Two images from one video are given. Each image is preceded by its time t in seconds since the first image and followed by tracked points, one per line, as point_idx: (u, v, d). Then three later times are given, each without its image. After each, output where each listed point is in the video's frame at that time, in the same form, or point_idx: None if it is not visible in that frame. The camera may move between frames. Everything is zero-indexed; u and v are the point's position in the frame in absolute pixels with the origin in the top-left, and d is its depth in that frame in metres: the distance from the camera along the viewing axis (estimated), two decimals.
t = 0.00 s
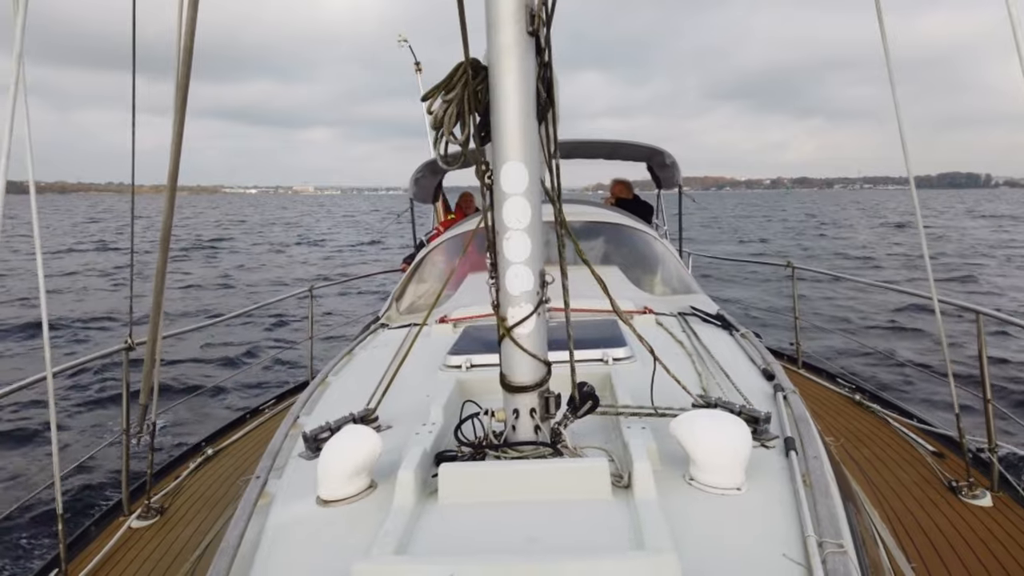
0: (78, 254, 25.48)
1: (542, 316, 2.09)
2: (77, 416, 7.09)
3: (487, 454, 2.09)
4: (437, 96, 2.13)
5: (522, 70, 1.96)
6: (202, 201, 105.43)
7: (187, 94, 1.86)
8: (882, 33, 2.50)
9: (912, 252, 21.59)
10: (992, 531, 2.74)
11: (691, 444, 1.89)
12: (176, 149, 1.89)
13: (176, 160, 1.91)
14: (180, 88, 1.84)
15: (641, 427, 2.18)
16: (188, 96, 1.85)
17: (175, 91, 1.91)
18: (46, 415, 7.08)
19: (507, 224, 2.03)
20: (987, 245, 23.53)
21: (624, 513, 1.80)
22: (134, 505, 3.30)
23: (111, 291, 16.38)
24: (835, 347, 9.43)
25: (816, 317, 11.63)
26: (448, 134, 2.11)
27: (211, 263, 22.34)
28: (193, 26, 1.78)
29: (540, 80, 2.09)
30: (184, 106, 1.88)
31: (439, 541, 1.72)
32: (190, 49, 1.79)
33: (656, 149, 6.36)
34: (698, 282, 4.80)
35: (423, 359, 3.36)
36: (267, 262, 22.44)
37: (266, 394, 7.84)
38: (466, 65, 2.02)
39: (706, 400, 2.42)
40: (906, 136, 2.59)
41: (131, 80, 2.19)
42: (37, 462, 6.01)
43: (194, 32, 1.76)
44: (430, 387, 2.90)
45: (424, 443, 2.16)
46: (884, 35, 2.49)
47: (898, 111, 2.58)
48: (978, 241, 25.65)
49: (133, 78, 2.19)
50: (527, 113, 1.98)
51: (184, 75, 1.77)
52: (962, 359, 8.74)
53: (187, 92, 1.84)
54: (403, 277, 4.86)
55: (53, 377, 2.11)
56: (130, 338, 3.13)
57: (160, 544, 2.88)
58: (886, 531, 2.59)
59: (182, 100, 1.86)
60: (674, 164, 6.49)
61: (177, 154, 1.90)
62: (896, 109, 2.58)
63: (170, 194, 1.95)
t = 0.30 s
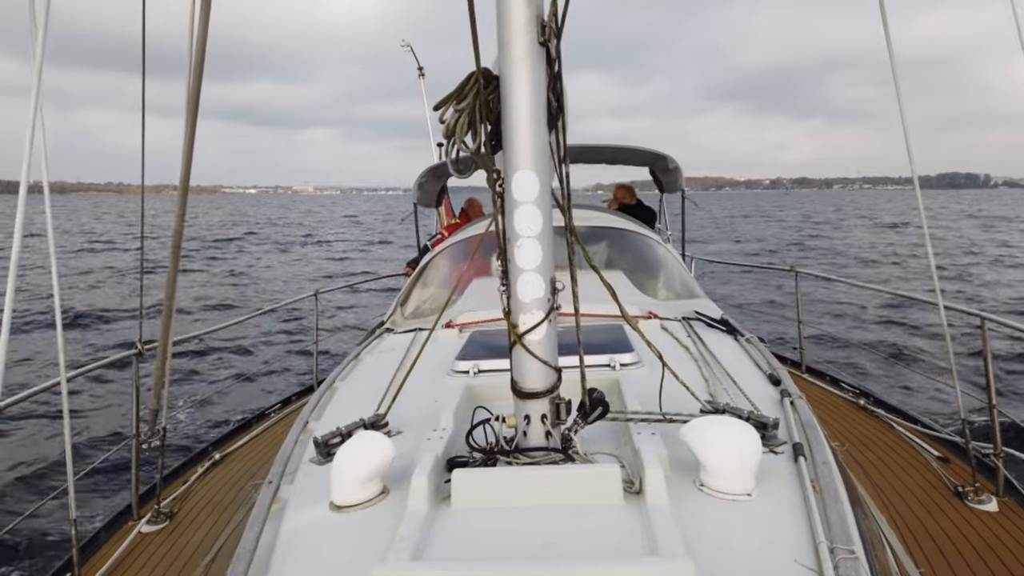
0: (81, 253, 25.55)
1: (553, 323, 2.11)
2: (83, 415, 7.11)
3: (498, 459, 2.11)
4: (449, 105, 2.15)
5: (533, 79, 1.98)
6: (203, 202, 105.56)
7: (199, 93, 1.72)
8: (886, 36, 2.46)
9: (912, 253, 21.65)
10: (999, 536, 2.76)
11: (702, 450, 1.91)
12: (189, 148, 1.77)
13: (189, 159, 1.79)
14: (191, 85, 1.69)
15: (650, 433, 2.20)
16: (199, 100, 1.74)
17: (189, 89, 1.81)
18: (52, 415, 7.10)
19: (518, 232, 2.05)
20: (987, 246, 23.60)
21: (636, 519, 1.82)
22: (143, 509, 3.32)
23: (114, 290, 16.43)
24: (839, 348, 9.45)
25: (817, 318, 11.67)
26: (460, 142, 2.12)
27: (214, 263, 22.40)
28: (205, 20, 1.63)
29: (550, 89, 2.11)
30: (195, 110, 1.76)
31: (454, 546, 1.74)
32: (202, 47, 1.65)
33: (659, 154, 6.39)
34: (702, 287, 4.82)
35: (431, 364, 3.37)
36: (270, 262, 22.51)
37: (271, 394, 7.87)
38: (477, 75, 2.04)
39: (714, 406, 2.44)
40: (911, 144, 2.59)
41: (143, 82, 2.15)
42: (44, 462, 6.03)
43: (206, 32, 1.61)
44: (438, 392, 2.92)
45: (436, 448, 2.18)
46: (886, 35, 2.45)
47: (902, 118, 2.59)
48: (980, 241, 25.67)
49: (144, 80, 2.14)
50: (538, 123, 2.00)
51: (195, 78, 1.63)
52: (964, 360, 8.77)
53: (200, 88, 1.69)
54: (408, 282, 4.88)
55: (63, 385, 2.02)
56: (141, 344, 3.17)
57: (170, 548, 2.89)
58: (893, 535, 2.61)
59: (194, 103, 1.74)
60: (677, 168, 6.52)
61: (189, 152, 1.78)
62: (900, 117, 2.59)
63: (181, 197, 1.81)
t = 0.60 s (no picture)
0: (87, 255, 25.64)
1: (563, 330, 2.10)
2: (90, 418, 7.13)
3: (508, 466, 2.11)
4: (460, 111, 2.15)
5: (545, 86, 1.98)
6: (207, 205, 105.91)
7: (209, 101, 1.86)
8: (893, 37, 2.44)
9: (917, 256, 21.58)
10: (1010, 544, 2.74)
11: (714, 458, 1.90)
12: (197, 149, 1.86)
13: (198, 161, 1.88)
14: (203, 94, 1.84)
15: (661, 441, 2.20)
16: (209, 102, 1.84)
17: (197, 98, 1.92)
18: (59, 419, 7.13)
19: (529, 238, 2.05)
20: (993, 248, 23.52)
21: (648, 527, 1.81)
22: (150, 514, 3.32)
23: (120, 293, 16.48)
24: (845, 351, 9.42)
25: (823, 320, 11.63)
26: (471, 148, 2.13)
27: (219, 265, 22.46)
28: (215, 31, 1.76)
29: (561, 96, 2.11)
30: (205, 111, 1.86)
31: (464, 554, 1.73)
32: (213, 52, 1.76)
33: (665, 159, 6.40)
34: (708, 292, 4.81)
35: (438, 369, 3.37)
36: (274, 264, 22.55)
37: (277, 396, 7.87)
38: (488, 81, 2.05)
39: (724, 412, 2.43)
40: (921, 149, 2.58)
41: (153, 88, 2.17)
42: (51, 466, 6.05)
43: (216, 39, 1.74)
44: (447, 397, 2.92)
45: (446, 455, 2.17)
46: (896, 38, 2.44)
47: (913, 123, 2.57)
48: (986, 244, 25.58)
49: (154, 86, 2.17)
50: (549, 129, 2.00)
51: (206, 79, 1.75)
52: (972, 361, 8.73)
53: (210, 97, 1.83)
54: (413, 287, 4.88)
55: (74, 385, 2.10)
56: (148, 349, 3.11)
57: (178, 553, 2.89)
58: (904, 543, 2.60)
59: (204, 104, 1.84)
60: (683, 173, 6.52)
61: (198, 156, 1.87)
62: (911, 121, 2.58)
63: (191, 199, 1.94)
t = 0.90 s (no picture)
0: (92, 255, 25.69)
1: (566, 326, 2.08)
2: (92, 416, 7.13)
3: (510, 463, 2.09)
4: (462, 105, 2.13)
5: (547, 80, 1.96)
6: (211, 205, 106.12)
7: (210, 98, 1.85)
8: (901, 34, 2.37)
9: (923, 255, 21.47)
10: (1017, 543, 2.71)
11: (717, 455, 1.88)
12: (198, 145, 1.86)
13: (199, 159, 1.88)
14: (203, 91, 1.82)
15: (664, 438, 2.18)
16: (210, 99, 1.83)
17: (197, 95, 1.91)
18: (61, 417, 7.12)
19: (532, 233, 2.03)
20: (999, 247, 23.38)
21: (651, 525, 1.79)
22: (152, 511, 3.31)
23: (124, 292, 16.49)
24: (851, 349, 9.37)
25: (828, 319, 11.57)
26: (473, 143, 2.11)
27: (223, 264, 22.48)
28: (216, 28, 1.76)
29: (564, 90, 2.09)
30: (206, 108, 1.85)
31: (465, 552, 1.72)
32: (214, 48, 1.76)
33: (669, 157, 6.36)
34: (712, 290, 4.78)
35: (439, 367, 3.35)
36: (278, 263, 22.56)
37: (279, 394, 7.86)
38: (491, 75, 2.03)
39: (728, 410, 2.41)
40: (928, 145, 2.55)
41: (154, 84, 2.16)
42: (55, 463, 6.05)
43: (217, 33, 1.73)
44: (449, 394, 2.90)
45: (447, 452, 2.16)
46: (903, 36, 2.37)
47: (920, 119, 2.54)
48: (993, 243, 25.42)
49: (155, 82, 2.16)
50: (552, 123, 1.99)
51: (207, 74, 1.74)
52: (979, 360, 8.66)
53: (210, 94, 1.83)
54: (415, 285, 4.86)
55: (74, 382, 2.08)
56: (149, 346, 3.09)
57: (178, 551, 2.88)
58: (910, 541, 2.58)
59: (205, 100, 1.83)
60: (687, 171, 6.48)
61: (198, 153, 1.87)
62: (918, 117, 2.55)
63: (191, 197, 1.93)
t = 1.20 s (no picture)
0: (95, 255, 25.75)
1: (571, 323, 2.07)
2: (96, 414, 7.13)
3: (514, 461, 2.08)
4: (466, 102, 2.12)
5: (553, 76, 1.95)
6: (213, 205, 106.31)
7: (213, 98, 1.83)
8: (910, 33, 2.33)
9: (926, 254, 21.40)
10: None
11: (724, 453, 1.87)
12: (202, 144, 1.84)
13: (203, 159, 1.86)
14: (207, 89, 1.80)
15: (669, 437, 2.17)
16: (213, 98, 1.82)
17: (200, 94, 1.90)
18: (64, 416, 7.13)
19: (537, 230, 2.02)
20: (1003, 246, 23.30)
21: (657, 523, 1.78)
22: (155, 509, 3.31)
23: (126, 291, 16.50)
24: (856, 348, 9.33)
25: (832, 318, 11.53)
26: (478, 139, 2.10)
27: (226, 264, 22.49)
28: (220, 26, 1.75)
29: (569, 85, 2.07)
30: (210, 107, 1.84)
31: (470, 550, 1.71)
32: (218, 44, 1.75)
33: (672, 155, 6.34)
34: (715, 288, 4.76)
35: (443, 366, 3.34)
36: (281, 263, 22.56)
37: (282, 393, 7.85)
38: (495, 71, 2.02)
39: (734, 408, 2.40)
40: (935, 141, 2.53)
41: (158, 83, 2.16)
42: (57, 462, 6.05)
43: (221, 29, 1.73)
44: (452, 392, 2.89)
45: (452, 450, 2.15)
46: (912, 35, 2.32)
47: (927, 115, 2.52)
48: (999, 242, 25.29)
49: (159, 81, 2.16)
50: (557, 120, 1.98)
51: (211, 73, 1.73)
52: (984, 358, 8.62)
53: (213, 92, 1.81)
54: (418, 283, 4.85)
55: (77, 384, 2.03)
56: (152, 344, 3.07)
57: (182, 548, 2.88)
58: (916, 539, 2.57)
59: (209, 99, 1.82)
60: (689, 169, 6.47)
61: (202, 153, 1.86)
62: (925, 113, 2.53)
63: (195, 197, 1.92)
